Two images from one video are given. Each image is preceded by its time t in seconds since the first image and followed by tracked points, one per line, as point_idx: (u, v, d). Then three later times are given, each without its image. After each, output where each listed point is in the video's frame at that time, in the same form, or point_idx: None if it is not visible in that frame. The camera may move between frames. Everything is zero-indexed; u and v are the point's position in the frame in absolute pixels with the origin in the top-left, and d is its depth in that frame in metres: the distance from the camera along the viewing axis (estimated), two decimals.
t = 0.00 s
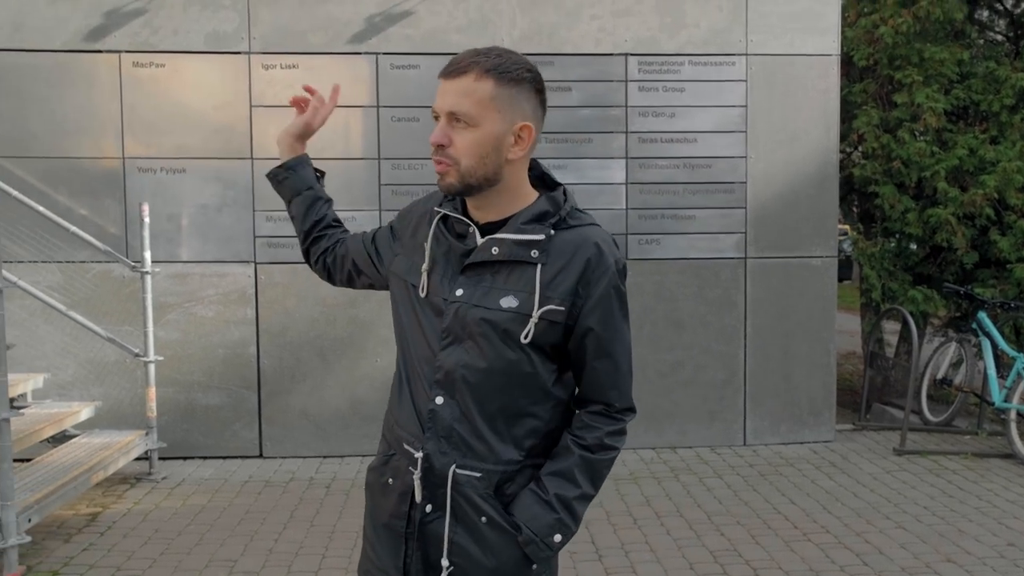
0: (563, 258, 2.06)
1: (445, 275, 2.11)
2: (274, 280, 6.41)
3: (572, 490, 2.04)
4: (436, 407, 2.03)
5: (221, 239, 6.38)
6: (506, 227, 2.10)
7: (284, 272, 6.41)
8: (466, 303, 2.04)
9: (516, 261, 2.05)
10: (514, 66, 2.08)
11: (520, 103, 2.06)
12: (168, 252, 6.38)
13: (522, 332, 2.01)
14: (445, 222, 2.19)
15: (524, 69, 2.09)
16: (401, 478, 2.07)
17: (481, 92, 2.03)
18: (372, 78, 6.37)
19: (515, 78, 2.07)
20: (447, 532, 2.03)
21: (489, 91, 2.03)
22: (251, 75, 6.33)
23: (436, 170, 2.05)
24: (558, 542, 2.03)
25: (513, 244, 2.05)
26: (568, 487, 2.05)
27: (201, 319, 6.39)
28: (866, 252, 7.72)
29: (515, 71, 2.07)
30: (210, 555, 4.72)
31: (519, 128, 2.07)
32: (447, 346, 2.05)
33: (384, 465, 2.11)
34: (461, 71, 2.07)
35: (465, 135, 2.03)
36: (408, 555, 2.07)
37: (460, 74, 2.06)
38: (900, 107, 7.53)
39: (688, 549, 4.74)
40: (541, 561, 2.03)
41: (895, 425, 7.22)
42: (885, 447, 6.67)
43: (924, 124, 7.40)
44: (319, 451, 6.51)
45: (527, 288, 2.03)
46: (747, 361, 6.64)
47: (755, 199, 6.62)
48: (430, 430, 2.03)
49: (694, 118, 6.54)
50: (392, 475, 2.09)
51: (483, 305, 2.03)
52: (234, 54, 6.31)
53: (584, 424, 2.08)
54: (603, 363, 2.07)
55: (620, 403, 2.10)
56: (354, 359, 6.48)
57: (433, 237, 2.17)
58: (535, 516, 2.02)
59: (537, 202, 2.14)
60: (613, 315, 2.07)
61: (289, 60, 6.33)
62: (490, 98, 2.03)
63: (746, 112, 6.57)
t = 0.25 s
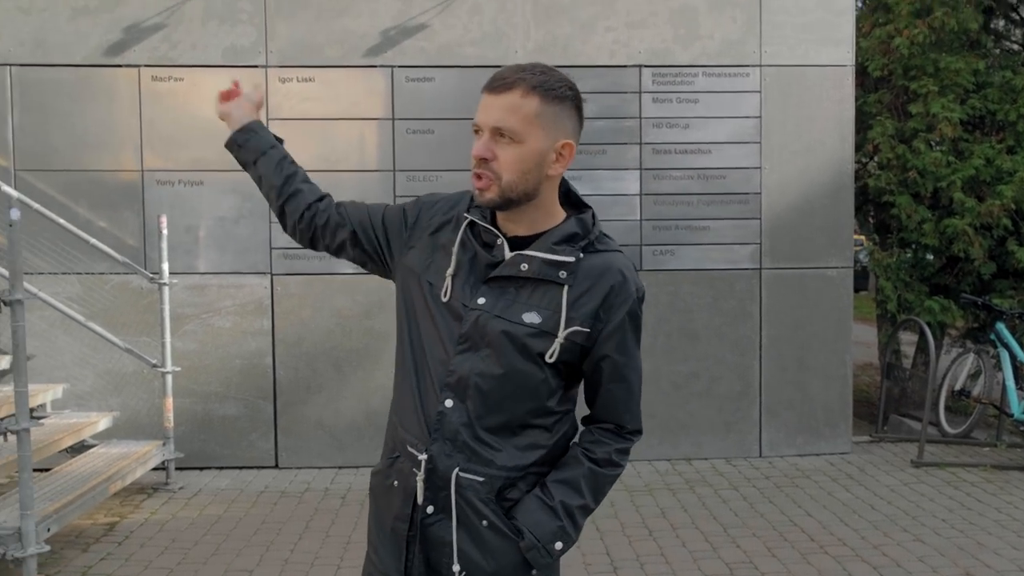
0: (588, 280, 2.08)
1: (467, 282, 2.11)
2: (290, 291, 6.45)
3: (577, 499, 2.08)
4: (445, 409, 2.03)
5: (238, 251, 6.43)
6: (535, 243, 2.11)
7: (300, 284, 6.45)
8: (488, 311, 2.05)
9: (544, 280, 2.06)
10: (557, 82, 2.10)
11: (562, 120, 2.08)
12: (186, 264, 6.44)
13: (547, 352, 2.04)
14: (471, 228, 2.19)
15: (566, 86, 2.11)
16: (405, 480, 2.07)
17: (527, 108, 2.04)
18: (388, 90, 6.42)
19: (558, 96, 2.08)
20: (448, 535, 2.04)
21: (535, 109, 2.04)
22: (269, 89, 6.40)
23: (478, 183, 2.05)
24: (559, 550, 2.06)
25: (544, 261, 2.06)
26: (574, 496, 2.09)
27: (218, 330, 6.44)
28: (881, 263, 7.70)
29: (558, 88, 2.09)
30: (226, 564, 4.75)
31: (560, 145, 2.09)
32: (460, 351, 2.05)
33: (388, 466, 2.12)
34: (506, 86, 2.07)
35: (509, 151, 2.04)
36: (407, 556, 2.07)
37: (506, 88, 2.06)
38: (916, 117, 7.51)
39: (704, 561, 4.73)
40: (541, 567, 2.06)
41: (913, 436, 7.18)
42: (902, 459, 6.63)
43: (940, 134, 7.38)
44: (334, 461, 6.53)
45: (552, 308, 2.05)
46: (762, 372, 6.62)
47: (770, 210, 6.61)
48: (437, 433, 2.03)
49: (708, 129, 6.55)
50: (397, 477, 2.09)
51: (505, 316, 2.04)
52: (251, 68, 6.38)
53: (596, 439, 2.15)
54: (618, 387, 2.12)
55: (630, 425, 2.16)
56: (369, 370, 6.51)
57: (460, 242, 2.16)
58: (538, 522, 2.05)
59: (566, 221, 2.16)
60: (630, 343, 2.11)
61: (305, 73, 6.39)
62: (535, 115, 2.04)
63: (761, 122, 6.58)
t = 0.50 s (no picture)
0: (614, 289, 2.12)
1: (493, 293, 2.11)
2: (306, 302, 6.49)
3: (602, 502, 2.11)
4: (474, 415, 2.01)
5: (255, 262, 6.48)
6: (559, 255, 2.14)
7: (316, 295, 6.49)
8: (520, 320, 2.04)
9: (571, 289, 2.09)
10: (585, 100, 2.13)
11: (591, 138, 2.12)
12: (204, 275, 6.50)
13: (583, 360, 2.07)
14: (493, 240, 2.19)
15: (594, 104, 2.14)
16: (432, 487, 2.05)
17: (560, 125, 2.06)
18: (404, 103, 6.46)
19: (587, 113, 2.11)
20: (475, 542, 2.03)
21: (568, 125, 2.07)
22: (287, 101, 6.46)
23: (509, 195, 2.06)
24: (586, 552, 2.08)
25: (572, 272, 2.09)
26: (599, 499, 2.11)
27: (235, 341, 6.48)
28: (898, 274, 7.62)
29: (587, 105, 2.12)
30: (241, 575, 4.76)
31: (588, 162, 2.12)
32: (489, 357, 2.04)
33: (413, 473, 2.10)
34: (538, 101, 2.08)
35: (542, 165, 2.06)
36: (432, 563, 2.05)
37: (539, 103, 2.08)
38: (933, 128, 7.48)
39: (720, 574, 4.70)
40: (568, 571, 2.07)
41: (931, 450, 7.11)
42: (920, 473, 6.56)
43: (957, 146, 7.35)
44: (348, 472, 6.54)
45: (582, 317, 2.07)
46: (779, 385, 6.59)
47: (787, 222, 6.59)
48: (465, 439, 2.01)
49: (724, 141, 6.55)
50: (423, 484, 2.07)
51: (536, 325, 2.04)
52: (269, 81, 6.45)
53: (614, 443, 2.21)
54: (636, 391, 2.19)
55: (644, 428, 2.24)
56: (384, 382, 6.53)
57: (485, 257, 2.16)
58: (567, 526, 2.06)
59: (584, 233, 2.19)
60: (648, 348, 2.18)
61: (322, 86, 6.45)
62: (568, 132, 2.07)
63: (777, 134, 6.57)
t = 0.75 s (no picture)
0: (631, 292, 2.13)
1: (514, 308, 2.11)
2: (322, 313, 6.52)
3: (634, 510, 2.11)
4: (510, 432, 2.02)
5: (272, 273, 6.52)
6: (573, 264, 2.14)
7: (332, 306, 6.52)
8: (547, 333, 2.06)
9: (590, 295, 2.10)
10: (586, 107, 2.14)
11: (594, 144, 2.13)
12: (221, 286, 6.55)
13: (611, 363, 2.08)
14: (506, 257, 2.18)
15: (594, 111, 2.15)
16: (467, 505, 2.05)
17: (565, 132, 2.06)
18: (420, 115, 6.50)
19: (589, 121, 2.12)
20: (514, 558, 2.04)
21: (572, 134, 2.07)
22: (304, 114, 6.51)
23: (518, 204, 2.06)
24: (623, 562, 2.08)
25: (590, 279, 2.10)
26: (630, 508, 2.12)
27: (251, 352, 6.52)
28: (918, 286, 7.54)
29: (587, 112, 2.13)
30: None
31: (592, 167, 2.13)
32: (520, 372, 2.05)
33: (446, 491, 2.09)
34: (541, 110, 2.09)
35: (549, 173, 2.06)
36: None
37: (542, 112, 2.08)
38: (951, 139, 7.43)
39: None
40: None
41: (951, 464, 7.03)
42: (940, 487, 6.49)
43: (976, 157, 7.30)
44: (364, 483, 6.55)
45: (606, 321, 2.09)
46: (797, 398, 6.54)
47: (805, 233, 6.56)
48: (501, 457, 2.02)
49: (740, 152, 6.53)
50: (457, 503, 2.07)
51: (563, 335, 2.06)
52: (287, 94, 6.51)
53: (638, 449, 2.19)
54: (658, 390, 2.17)
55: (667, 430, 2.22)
56: (400, 393, 6.54)
57: (501, 273, 2.16)
58: (603, 538, 2.07)
59: (593, 240, 2.20)
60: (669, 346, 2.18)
61: (340, 99, 6.50)
62: (572, 139, 2.07)
63: (793, 146, 6.55)
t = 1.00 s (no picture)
0: (642, 285, 2.11)
1: (528, 315, 2.10)
2: (337, 316, 6.53)
3: (658, 513, 2.06)
4: (532, 437, 2.01)
5: (288, 277, 6.55)
6: (582, 264, 2.13)
7: (347, 309, 6.54)
8: (563, 335, 2.05)
9: (602, 292, 2.08)
10: (574, 106, 2.13)
11: (585, 140, 2.11)
12: (237, 289, 6.58)
13: (628, 357, 2.06)
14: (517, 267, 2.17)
15: (583, 109, 2.14)
16: (492, 511, 2.05)
17: (550, 134, 2.06)
18: (435, 119, 6.52)
19: (577, 119, 2.11)
20: (540, 564, 2.02)
21: (558, 134, 2.07)
22: (320, 118, 6.54)
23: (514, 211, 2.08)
24: (650, 567, 2.04)
25: (600, 277, 2.09)
26: (655, 510, 2.07)
27: (267, 355, 6.55)
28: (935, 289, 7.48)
29: (575, 110, 2.12)
30: None
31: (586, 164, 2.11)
32: (539, 377, 2.04)
33: (471, 497, 2.09)
34: (525, 115, 2.10)
35: (540, 176, 2.06)
36: None
37: (525, 118, 2.09)
38: (970, 141, 7.36)
39: None
40: None
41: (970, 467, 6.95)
42: (960, 492, 6.42)
43: (995, 158, 7.23)
44: (378, 486, 6.56)
45: (621, 317, 2.07)
46: (814, 401, 6.50)
47: (821, 236, 6.52)
48: (524, 463, 2.01)
49: (756, 155, 6.50)
50: (482, 509, 2.06)
51: (579, 336, 2.05)
52: (302, 99, 6.54)
53: (660, 447, 2.13)
54: (677, 381, 2.12)
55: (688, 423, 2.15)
56: (415, 396, 6.54)
57: (514, 284, 2.14)
58: (628, 542, 2.03)
59: (601, 237, 2.19)
60: (685, 336, 2.14)
61: (355, 103, 6.53)
62: (558, 139, 2.07)
63: (810, 148, 6.51)
